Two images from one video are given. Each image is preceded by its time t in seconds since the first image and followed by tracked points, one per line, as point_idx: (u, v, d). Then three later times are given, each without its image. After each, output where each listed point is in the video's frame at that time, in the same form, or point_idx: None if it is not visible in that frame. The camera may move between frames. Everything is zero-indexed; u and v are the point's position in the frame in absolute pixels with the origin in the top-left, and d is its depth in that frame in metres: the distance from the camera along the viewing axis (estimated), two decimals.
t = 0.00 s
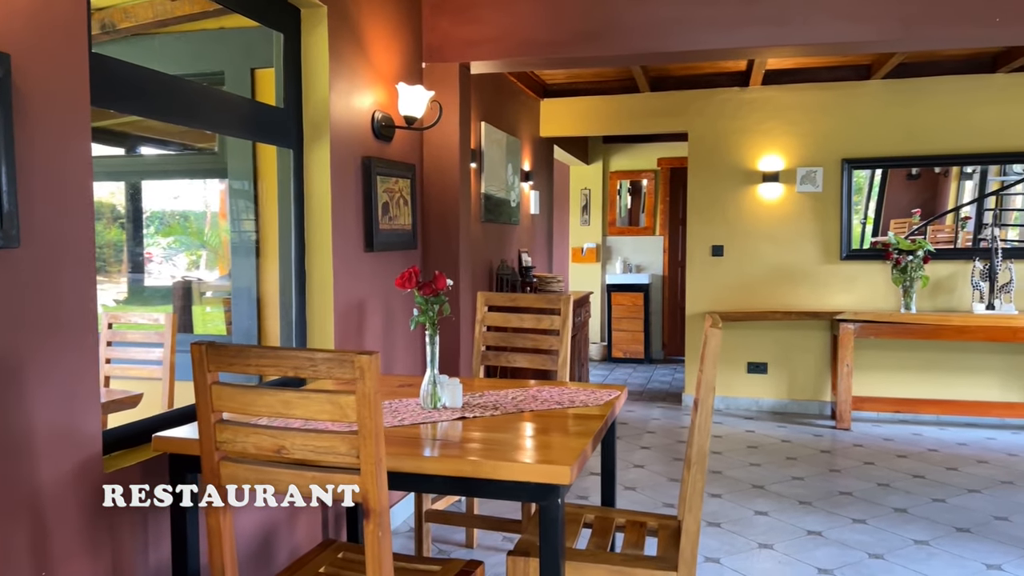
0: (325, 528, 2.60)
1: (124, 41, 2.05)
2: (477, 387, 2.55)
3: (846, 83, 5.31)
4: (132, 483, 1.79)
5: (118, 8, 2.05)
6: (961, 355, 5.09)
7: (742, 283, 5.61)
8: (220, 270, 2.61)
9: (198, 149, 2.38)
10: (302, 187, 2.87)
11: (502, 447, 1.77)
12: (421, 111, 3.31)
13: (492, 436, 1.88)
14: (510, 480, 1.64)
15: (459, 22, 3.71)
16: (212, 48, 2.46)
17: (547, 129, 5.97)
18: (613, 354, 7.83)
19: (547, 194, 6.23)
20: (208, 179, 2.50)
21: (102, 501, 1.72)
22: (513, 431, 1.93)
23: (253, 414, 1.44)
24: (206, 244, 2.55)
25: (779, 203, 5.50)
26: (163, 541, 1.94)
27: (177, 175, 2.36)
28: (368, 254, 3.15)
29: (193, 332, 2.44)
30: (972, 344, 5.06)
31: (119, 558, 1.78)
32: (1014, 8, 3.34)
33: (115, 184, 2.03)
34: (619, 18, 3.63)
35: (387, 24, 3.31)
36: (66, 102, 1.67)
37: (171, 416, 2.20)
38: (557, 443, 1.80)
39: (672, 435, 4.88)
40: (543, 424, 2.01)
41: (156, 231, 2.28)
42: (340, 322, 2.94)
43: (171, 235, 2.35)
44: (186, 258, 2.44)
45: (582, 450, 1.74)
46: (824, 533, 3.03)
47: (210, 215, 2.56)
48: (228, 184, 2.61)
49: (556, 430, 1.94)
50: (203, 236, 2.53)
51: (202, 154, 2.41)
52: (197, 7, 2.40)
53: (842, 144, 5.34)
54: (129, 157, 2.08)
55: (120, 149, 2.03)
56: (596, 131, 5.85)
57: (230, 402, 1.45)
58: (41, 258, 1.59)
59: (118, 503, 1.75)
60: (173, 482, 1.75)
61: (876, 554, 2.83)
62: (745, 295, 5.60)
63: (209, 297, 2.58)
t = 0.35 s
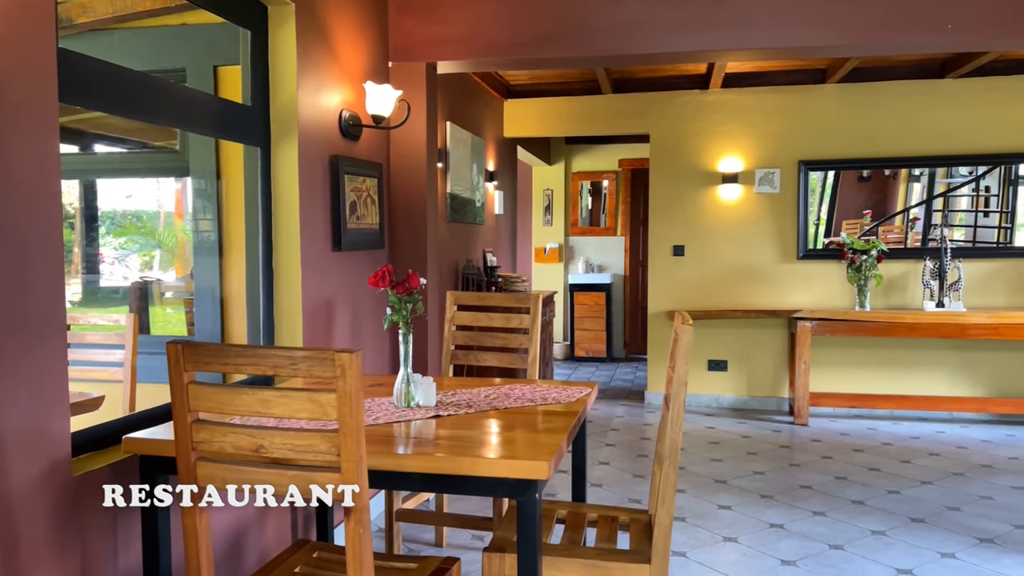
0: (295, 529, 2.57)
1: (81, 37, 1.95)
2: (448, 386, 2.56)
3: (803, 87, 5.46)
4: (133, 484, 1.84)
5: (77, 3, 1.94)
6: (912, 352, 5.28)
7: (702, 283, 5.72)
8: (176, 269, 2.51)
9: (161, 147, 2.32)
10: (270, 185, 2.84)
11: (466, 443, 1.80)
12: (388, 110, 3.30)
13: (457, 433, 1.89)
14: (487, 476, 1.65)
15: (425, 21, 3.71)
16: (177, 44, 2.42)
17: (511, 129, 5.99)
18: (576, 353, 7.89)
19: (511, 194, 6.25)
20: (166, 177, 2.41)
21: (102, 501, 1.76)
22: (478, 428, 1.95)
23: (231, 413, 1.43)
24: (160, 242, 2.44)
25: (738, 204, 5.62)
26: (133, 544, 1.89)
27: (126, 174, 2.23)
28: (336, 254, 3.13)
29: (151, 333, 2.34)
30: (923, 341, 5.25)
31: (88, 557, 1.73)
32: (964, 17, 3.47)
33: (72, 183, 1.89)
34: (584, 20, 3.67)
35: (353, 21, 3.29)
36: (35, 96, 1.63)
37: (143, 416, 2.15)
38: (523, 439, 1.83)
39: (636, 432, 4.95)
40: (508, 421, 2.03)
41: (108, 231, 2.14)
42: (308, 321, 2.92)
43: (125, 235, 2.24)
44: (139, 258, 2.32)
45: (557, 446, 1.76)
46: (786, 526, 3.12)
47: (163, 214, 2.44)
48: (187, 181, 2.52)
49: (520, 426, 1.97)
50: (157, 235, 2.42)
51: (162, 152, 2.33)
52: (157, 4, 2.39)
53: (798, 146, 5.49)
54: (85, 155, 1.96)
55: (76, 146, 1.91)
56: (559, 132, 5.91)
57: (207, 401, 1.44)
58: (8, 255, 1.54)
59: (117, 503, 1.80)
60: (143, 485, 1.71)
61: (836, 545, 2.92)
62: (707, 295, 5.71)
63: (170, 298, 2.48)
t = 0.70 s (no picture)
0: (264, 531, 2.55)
1: (41, 33, 1.90)
2: (418, 386, 2.57)
3: (763, 90, 5.58)
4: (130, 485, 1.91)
5: None
6: (870, 349, 5.43)
7: (667, 283, 5.81)
8: (135, 270, 2.44)
9: (124, 145, 2.28)
10: (238, 185, 2.81)
11: (435, 441, 1.81)
12: (356, 110, 3.29)
13: (427, 431, 1.90)
14: (463, 473, 1.67)
15: (393, 21, 3.71)
16: (141, 42, 2.39)
17: (478, 130, 6.01)
18: (542, 353, 7.94)
19: (478, 194, 6.27)
20: (124, 177, 2.35)
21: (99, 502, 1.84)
22: (446, 426, 1.96)
23: (205, 413, 1.42)
24: (117, 243, 2.36)
25: (701, 205, 5.72)
26: (102, 547, 1.86)
27: (85, 173, 2.16)
28: (304, 254, 3.11)
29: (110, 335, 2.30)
30: (880, 338, 5.41)
31: (57, 559, 1.70)
32: (919, 23, 3.60)
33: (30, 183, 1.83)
34: (552, 22, 3.71)
35: (321, 20, 3.28)
36: None
37: (110, 418, 2.12)
38: (491, 437, 1.85)
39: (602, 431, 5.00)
40: (476, 419, 2.05)
41: (62, 231, 2.06)
42: (276, 322, 2.90)
43: (82, 236, 2.16)
44: (96, 259, 2.24)
45: (530, 444, 1.78)
46: (751, 520, 3.19)
47: (121, 214, 2.37)
48: (146, 181, 2.46)
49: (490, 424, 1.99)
50: (115, 235, 2.34)
51: (124, 150, 2.29)
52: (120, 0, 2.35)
53: (759, 149, 5.61)
54: (43, 155, 1.91)
55: (33, 145, 1.85)
56: (526, 133, 5.94)
57: (181, 401, 1.43)
58: None
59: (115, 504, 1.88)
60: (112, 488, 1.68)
61: (799, 538, 3.00)
62: (671, 294, 5.80)
63: (131, 299, 2.43)
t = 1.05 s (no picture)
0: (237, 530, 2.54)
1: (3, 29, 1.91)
2: (392, 384, 2.58)
3: (731, 92, 5.68)
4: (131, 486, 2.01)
5: None
6: (834, 346, 5.57)
7: (637, 281, 5.88)
8: (99, 271, 2.41)
9: (90, 142, 2.26)
10: (209, 184, 2.78)
11: (406, 438, 1.83)
12: (328, 109, 3.28)
13: (400, 428, 1.92)
14: (440, 470, 1.69)
15: (365, 19, 3.71)
16: (107, 39, 2.37)
17: (449, 129, 6.01)
18: (514, 352, 7.97)
19: (449, 194, 6.28)
20: (88, 175, 2.33)
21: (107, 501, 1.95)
22: (419, 423, 1.98)
23: (182, 412, 1.42)
24: (81, 243, 2.33)
25: (670, 204, 5.81)
26: (75, 547, 1.84)
27: (48, 171, 2.16)
28: (276, 253, 3.09)
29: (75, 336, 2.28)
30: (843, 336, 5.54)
31: (29, 560, 1.68)
32: (881, 28, 3.70)
33: None
34: (525, 22, 3.74)
35: (293, 18, 3.26)
36: None
37: (81, 418, 2.09)
38: (462, 433, 1.88)
39: (574, 429, 5.05)
40: (448, 416, 2.07)
41: (23, 231, 2.04)
42: (249, 322, 2.89)
43: (43, 236, 2.14)
44: (58, 259, 2.21)
45: (506, 441, 1.81)
46: (720, 514, 3.26)
47: (85, 214, 2.34)
48: (110, 180, 2.44)
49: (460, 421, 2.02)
50: (78, 235, 2.31)
51: (91, 148, 2.28)
52: None
53: (727, 149, 5.71)
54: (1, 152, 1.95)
55: None
56: (497, 133, 5.97)
57: (158, 400, 1.43)
58: None
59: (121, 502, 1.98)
60: (87, 487, 1.67)
61: (767, 531, 3.07)
62: (641, 293, 5.88)
63: (98, 299, 2.42)
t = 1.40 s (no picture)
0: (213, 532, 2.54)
1: None
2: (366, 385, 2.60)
3: (699, 95, 5.78)
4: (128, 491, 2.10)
5: None
6: (800, 345, 5.70)
7: (608, 282, 5.96)
8: (64, 273, 2.37)
9: (55, 142, 2.23)
10: (180, 185, 2.77)
11: (381, 438, 1.85)
12: (301, 110, 3.28)
13: (375, 428, 1.94)
14: (419, 468, 1.72)
15: (337, 21, 3.71)
16: (74, 40, 2.36)
17: (421, 131, 6.02)
18: (486, 353, 8.01)
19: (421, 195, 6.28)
20: (50, 176, 2.29)
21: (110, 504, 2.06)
22: (392, 423, 2.00)
23: (161, 413, 1.43)
24: (44, 245, 2.29)
25: (640, 206, 5.89)
26: (50, 551, 1.83)
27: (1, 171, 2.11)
28: (248, 254, 3.08)
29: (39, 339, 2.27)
30: (809, 334, 5.68)
31: (3, 564, 1.67)
32: (844, 34, 3.81)
33: None
34: (498, 25, 3.78)
35: (265, 19, 3.26)
36: None
37: (53, 421, 2.08)
38: (436, 433, 1.91)
39: (546, 428, 5.10)
40: (422, 416, 2.10)
41: None
42: (222, 323, 2.88)
43: None
44: (20, 261, 2.17)
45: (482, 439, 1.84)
46: (690, 510, 3.33)
47: (50, 215, 2.31)
48: (74, 180, 2.40)
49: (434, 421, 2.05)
50: (42, 236, 2.27)
51: (57, 148, 2.25)
52: None
53: (696, 152, 5.81)
54: None
55: None
56: (469, 134, 6.00)
57: (137, 401, 1.43)
58: None
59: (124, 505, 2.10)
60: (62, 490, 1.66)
61: (735, 526, 3.15)
62: (612, 293, 5.95)
63: (65, 302, 2.37)
